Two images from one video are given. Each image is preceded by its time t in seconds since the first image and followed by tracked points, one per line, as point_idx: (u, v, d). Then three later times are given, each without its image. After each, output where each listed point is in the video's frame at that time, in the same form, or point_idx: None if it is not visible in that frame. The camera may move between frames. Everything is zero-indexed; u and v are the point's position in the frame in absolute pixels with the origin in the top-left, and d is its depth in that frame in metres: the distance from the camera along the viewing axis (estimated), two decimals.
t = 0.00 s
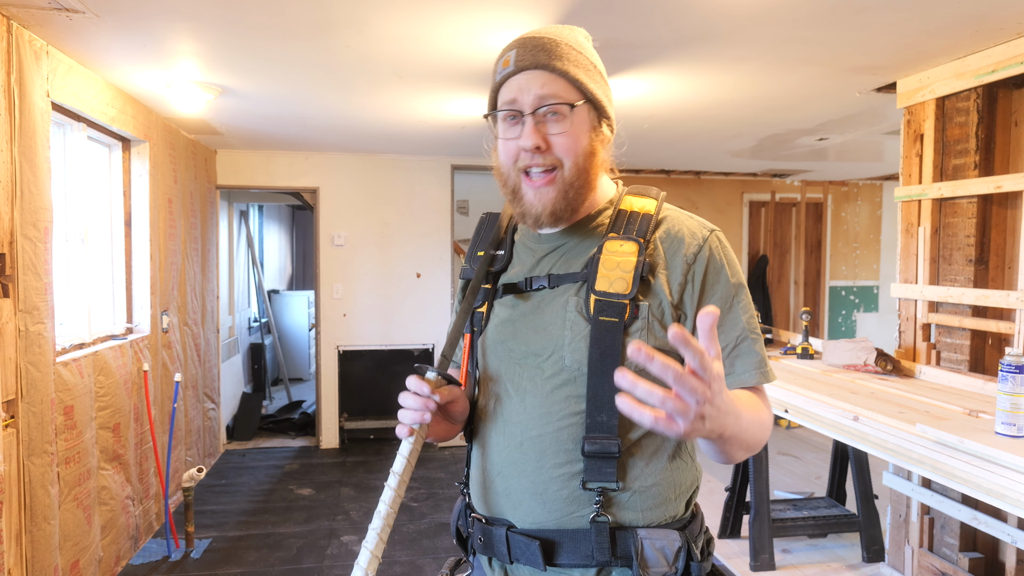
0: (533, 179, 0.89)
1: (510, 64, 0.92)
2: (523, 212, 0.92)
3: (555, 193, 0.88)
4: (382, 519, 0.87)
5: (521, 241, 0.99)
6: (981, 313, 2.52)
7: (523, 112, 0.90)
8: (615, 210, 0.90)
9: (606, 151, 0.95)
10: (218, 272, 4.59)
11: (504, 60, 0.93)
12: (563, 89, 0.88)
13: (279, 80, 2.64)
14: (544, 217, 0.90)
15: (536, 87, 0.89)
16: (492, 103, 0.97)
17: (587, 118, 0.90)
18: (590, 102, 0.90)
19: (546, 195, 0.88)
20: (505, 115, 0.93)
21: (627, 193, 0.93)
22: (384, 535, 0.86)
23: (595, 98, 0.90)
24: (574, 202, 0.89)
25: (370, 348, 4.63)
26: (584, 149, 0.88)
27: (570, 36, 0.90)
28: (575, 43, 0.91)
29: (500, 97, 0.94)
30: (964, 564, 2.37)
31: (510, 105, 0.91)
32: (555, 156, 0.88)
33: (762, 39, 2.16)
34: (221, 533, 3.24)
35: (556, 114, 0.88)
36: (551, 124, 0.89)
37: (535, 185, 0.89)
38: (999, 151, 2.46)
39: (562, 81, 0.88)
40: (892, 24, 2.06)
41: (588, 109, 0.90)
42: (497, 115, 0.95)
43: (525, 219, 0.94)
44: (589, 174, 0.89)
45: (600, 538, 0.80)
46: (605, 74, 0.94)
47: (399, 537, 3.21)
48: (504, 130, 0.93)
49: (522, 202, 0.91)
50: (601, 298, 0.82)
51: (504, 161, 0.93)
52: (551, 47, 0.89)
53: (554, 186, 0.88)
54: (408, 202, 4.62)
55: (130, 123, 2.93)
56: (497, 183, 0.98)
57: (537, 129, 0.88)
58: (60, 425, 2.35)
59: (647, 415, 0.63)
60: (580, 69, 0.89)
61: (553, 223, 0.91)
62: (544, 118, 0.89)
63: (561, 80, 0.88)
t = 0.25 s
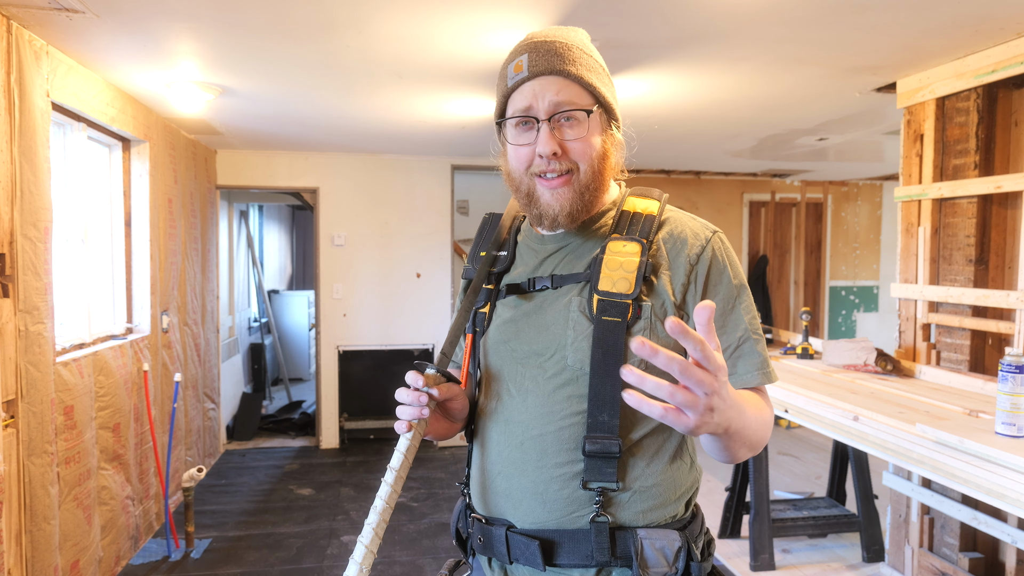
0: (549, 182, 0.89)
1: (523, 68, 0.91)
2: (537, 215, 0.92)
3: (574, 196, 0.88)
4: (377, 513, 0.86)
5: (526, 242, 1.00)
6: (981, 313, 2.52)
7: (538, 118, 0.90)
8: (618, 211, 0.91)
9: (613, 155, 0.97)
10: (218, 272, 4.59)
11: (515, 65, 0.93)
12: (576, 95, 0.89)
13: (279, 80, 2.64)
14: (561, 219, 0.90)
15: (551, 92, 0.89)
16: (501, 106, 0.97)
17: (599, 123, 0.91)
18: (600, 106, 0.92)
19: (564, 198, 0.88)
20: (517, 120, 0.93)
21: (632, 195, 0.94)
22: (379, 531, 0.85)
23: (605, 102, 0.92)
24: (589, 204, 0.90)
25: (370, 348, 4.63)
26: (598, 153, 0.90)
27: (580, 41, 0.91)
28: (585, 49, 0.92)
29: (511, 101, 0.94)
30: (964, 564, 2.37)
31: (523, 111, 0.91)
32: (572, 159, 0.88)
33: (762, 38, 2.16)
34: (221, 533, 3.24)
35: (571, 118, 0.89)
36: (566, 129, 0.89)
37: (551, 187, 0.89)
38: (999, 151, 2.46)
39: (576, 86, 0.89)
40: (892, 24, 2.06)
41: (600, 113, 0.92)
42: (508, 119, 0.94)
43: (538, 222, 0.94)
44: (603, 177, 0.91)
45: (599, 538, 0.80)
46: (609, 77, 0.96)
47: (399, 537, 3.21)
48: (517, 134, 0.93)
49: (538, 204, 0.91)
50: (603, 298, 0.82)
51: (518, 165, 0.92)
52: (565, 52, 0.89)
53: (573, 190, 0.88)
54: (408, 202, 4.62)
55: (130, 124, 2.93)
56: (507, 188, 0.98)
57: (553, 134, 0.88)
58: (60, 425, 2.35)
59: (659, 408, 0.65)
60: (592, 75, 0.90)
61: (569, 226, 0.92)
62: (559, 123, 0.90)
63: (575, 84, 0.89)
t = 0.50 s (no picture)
0: (548, 170, 0.88)
1: (514, 60, 0.93)
2: (538, 205, 0.91)
3: (572, 181, 0.87)
4: (388, 524, 0.85)
5: (524, 240, 0.98)
6: (981, 313, 2.53)
7: (532, 105, 0.90)
8: (617, 209, 0.90)
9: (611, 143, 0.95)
10: (218, 272, 4.59)
11: (506, 59, 0.95)
12: (569, 80, 0.89)
13: (279, 80, 2.64)
14: (562, 207, 0.88)
15: (542, 79, 0.90)
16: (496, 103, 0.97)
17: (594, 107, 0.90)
18: (595, 92, 0.91)
19: (563, 184, 0.87)
20: (512, 112, 0.93)
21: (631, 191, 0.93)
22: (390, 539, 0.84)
23: (600, 88, 0.91)
24: (587, 189, 0.88)
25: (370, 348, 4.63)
26: (595, 135, 0.88)
27: (570, 34, 0.93)
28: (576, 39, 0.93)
29: (506, 95, 0.95)
30: (964, 564, 2.37)
31: (517, 100, 0.92)
32: (568, 143, 0.87)
33: (763, 38, 2.16)
34: (221, 533, 3.24)
35: (564, 102, 0.88)
36: (560, 114, 0.88)
37: (549, 173, 0.88)
38: (999, 151, 2.46)
39: (568, 72, 0.90)
40: (892, 24, 2.06)
41: (594, 97, 0.90)
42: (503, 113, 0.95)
43: (539, 213, 0.93)
44: (599, 163, 0.89)
45: (599, 534, 0.80)
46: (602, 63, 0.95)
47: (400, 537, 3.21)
48: (512, 126, 0.93)
49: (537, 193, 0.90)
50: (608, 297, 0.82)
51: (515, 155, 0.92)
52: (555, 42, 0.91)
53: (569, 175, 0.87)
54: (408, 202, 4.62)
55: (130, 123, 2.93)
56: (507, 181, 0.97)
57: (548, 118, 0.87)
58: (60, 425, 2.35)
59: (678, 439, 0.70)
60: (583, 61, 0.90)
61: (571, 214, 0.90)
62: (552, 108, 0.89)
63: (566, 70, 0.90)
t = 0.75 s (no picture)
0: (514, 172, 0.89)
1: (471, 67, 0.94)
2: (508, 209, 0.91)
3: (540, 179, 0.86)
4: (411, 542, 0.89)
5: (508, 242, 0.96)
6: (981, 313, 2.53)
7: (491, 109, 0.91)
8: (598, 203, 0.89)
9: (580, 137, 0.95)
10: (218, 272, 4.59)
11: (465, 67, 0.95)
12: (526, 80, 0.89)
13: (279, 80, 2.64)
14: (530, 210, 0.87)
15: (499, 82, 0.90)
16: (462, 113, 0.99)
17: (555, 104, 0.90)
18: (554, 87, 0.90)
19: (528, 184, 0.87)
20: (475, 117, 0.94)
21: (610, 184, 0.92)
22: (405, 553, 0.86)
23: (560, 83, 0.91)
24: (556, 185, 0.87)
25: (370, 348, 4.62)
26: (555, 133, 0.88)
27: (525, 35, 0.93)
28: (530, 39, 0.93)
29: (468, 102, 0.96)
30: (964, 564, 2.37)
31: (478, 105, 0.92)
32: (529, 144, 0.87)
33: (762, 38, 2.16)
34: (221, 533, 3.24)
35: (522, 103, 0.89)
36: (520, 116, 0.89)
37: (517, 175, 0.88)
38: (999, 151, 2.46)
39: (524, 71, 0.89)
40: (892, 24, 2.06)
41: (554, 94, 0.90)
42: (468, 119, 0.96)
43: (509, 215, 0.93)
44: (567, 159, 0.88)
45: (588, 531, 0.80)
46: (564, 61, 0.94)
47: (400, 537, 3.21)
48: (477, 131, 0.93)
49: (506, 196, 0.90)
50: (596, 294, 0.81)
51: (483, 161, 0.93)
52: (509, 44, 0.91)
53: (536, 177, 0.86)
54: (408, 202, 4.62)
55: (130, 123, 2.93)
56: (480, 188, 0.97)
57: (507, 121, 0.89)
58: (60, 425, 2.35)
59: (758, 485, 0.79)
60: (538, 59, 0.90)
61: (541, 216, 0.88)
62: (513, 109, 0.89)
63: (522, 70, 0.89)
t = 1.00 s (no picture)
0: (502, 180, 0.86)
1: (465, 69, 0.90)
2: (496, 215, 0.90)
3: (525, 192, 0.84)
4: (399, 537, 0.91)
5: (501, 240, 0.95)
6: (981, 313, 2.53)
7: (480, 114, 0.88)
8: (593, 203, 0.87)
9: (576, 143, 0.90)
10: (218, 272, 4.59)
11: (460, 67, 0.92)
12: (516, 86, 0.85)
13: (278, 80, 2.64)
14: (515, 216, 0.87)
15: (488, 87, 0.86)
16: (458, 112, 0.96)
17: (546, 111, 0.85)
18: (548, 93, 0.86)
19: (512, 195, 0.85)
20: (467, 121, 0.91)
21: (605, 184, 0.90)
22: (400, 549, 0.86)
23: (554, 89, 0.86)
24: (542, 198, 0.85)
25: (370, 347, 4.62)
26: (544, 143, 0.84)
27: (520, 33, 0.88)
28: (524, 37, 0.88)
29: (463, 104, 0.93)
30: (964, 564, 2.37)
31: (469, 110, 0.89)
32: (514, 154, 0.84)
33: (762, 38, 2.16)
34: (221, 533, 3.24)
35: (510, 110, 0.85)
36: (508, 123, 0.85)
37: (501, 185, 0.86)
38: (999, 151, 2.46)
39: (514, 76, 0.85)
40: (892, 24, 2.06)
41: (546, 100, 0.86)
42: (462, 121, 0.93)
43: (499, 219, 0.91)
44: (555, 170, 0.85)
45: (579, 530, 0.81)
46: (564, 64, 0.89)
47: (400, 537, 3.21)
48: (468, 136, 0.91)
49: (494, 203, 0.89)
50: (591, 295, 0.81)
51: (472, 165, 0.91)
52: (503, 45, 0.87)
53: (522, 185, 0.84)
54: (408, 202, 4.62)
55: (130, 124, 2.93)
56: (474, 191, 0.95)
57: (495, 129, 0.85)
58: (60, 425, 2.35)
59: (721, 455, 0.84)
60: (531, 63, 0.85)
61: (528, 221, 0.88)
62: (501, 116, 0.86)
63: (512, 76, 0.85)
